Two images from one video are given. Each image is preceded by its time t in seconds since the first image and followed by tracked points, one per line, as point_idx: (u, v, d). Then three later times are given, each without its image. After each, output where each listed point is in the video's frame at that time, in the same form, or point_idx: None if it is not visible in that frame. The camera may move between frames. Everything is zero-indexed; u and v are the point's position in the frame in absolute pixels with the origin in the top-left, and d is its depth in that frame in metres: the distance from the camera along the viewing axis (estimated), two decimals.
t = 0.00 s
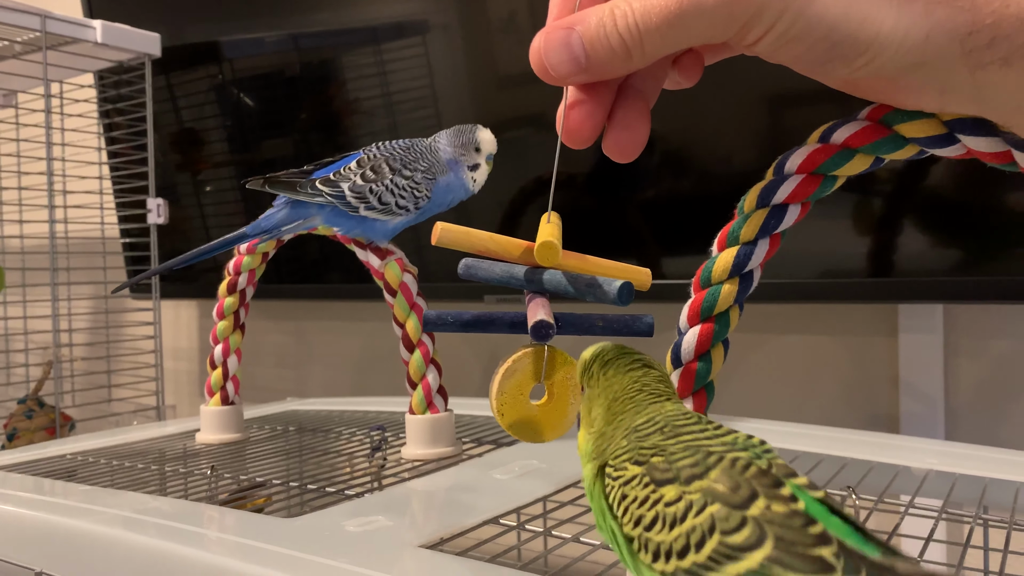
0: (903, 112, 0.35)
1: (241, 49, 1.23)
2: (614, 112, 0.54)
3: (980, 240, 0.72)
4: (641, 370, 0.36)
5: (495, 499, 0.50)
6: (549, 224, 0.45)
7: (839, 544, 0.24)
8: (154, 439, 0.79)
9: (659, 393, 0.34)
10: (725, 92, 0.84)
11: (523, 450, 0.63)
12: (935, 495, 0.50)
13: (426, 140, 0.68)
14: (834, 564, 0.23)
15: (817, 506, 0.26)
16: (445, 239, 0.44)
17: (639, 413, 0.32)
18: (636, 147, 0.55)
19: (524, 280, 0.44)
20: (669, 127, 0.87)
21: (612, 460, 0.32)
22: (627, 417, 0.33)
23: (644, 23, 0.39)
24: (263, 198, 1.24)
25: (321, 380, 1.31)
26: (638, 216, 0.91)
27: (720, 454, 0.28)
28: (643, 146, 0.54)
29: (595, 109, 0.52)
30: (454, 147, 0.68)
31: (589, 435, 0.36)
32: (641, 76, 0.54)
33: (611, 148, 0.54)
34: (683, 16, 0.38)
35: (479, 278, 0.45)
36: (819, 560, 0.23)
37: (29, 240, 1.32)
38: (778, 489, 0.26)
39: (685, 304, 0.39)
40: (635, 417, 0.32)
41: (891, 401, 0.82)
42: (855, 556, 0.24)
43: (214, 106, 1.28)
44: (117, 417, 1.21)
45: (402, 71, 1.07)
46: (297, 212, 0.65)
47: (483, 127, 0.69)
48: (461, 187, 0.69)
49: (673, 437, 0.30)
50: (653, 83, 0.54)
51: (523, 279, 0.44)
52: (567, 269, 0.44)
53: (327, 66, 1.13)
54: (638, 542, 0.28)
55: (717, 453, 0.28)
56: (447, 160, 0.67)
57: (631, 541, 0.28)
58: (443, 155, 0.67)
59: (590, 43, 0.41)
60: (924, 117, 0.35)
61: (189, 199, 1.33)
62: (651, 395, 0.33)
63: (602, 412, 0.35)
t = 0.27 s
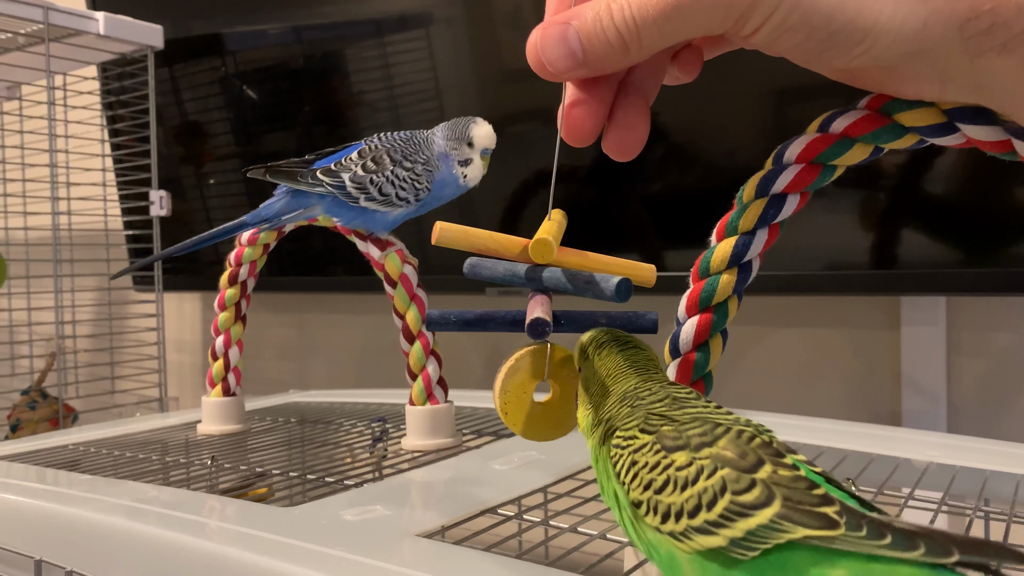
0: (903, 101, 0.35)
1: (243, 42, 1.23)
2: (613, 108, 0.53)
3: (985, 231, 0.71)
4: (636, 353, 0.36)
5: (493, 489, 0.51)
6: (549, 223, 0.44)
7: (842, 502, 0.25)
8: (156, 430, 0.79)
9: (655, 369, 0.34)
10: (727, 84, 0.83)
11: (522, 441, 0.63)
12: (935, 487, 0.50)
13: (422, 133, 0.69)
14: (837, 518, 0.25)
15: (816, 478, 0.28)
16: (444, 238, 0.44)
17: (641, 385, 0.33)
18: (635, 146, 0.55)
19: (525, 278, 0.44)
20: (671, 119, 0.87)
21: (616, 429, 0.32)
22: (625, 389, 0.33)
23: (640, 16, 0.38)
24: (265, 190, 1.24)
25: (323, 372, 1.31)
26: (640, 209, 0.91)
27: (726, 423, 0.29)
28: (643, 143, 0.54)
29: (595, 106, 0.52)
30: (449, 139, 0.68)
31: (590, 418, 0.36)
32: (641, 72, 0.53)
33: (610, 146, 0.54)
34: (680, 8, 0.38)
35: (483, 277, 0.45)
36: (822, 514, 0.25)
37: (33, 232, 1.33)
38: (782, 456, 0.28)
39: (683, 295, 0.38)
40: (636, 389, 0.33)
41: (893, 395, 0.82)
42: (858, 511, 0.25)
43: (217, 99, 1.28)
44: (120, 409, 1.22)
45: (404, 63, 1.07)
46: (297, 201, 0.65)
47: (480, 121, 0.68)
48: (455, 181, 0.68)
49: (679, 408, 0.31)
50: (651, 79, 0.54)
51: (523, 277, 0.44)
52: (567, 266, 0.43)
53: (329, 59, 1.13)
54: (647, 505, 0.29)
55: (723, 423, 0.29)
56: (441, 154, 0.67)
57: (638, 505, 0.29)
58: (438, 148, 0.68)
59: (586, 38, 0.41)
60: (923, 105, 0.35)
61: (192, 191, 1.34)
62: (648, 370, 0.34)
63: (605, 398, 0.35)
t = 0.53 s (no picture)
0: (906, 95, 0.35)
1: (248, 37, 1.23)
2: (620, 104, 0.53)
3: (991, 227, 0.71)
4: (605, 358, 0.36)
5: (496, 484, 0.51)
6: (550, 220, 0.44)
7: (844, 492, 0.26)
8: (161, 425, 0.79)
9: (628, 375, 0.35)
10: (733, 80, 0.83)
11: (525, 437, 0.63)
12: (940, 484, 0.49)
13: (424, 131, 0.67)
14: (842, 508, 0.25)
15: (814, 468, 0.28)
16: (445, 233, 0.45)
17: (622, 396, 0.33)
18: (640, 141, 0.54)
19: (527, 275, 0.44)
20: (676, 115, 0.87)
21: (601, 445, 0.32)
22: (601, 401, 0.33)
23: (644, 9, 0.37)
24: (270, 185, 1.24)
25: (327, 367, 1.32)
26: (644, 205, 0.90)
27: (716, 427, 0.29)
28: (649, 139, 0.54)
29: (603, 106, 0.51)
30: (451, 137, 0.67)
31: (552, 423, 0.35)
32: (647, 68, 0.52)
33: (615, 141, 0.54)
34: None
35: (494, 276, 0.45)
36: (829, 506, 0.25)
37: (38, 227, 1.33)
38: (775, 452, 0.28)
39: (686, 288, 0.38)
40: (615, 401, 0.33)
41: (897, 391, 0.82)
42: (860, 499, 0.25)
43: (221, 94, 1.28)
44: (125, 403, 1.22)
45: (409, 58, 1.07)
46: (297, 196, 0.65)
47: (482, 117, 0.67)
48: (455, 179, 0.67)
49: (666, 416, 0.31)
50: (658, 74, 0.53)
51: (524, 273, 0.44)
52: (568, 261, 0.43)
53: (334, 54, 1.13)
54: (648, 521, 0.28)
55: (712, 426, 0.29)
56: (441, 151, 0.66)
57: (638, 521, 0.29)
58: (438, 146, 0.66)
59: (589, 32, 0.40)
60: (926, 100, 0.35)
61: (196, 187, 1.34)
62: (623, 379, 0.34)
63: (568, 400, 0.34)
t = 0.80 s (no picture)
0: (914, 91, 0.35)
1: (252, 33, 1.22)
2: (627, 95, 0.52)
3: (998, 223, 0.70)
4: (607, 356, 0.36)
5: (500, 481, 0.51)
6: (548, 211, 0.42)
7: (855, 494, 0.26)
8: (165, 421, 0.79)
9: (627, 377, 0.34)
10: (739, 76, 0.82)
11: (529, 433, 0.63)
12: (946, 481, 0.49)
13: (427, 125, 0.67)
14: (855, 510, 0.25)
15: (823, 469, 0.28)
16: (457, 228, 0.45)
17: (623, 400, 0.33)
18: (649, 132, 0.53)
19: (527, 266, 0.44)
20: (682, 111, 0.86)
21: (603, 450, 0.32)
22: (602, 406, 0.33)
23: None
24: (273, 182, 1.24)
25: (330, 364, 1.32)
26: (649, 201, 0.90)
27: (722, 430, 0.29)
28: (657, 130, 0.52)
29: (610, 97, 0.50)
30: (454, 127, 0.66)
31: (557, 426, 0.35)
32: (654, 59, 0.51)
33: (623, 133, 0.52)
34: None
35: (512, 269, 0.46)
36: (841, 508, 0.25)
37: (43, 224, 1.34)
38: (783, 454, 0.28)
39: (692, 285, 0.38)
40: (617, 405, 0.33)
41: (902, 388, 0.82)
42: (872, 501, 0.25)
43: (225, 90, 1.28)
44: (129, 399, 1.23)
45: (413, 54, 1.06)
46: (301, 192, 0.64)
47: (485, 107, 0.65)
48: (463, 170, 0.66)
49: (669, 419, 0.31)
50: (665, 65, 0.52)
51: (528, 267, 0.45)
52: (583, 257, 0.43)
53: (338, 50, 1.13)
54: (656, 527, 0.28)
55: (717, 429, 0.29)
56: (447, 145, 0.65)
57: (645, 528, 0.28)
58: (444, 138, 0.65)
59: (596, 22, 0.39)
60: (935, 96, 0.34)
61: (200, 183, 1.34)
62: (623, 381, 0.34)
63: (570, 399, 0.35)
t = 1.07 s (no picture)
0: (918, 85, 0.34)
1: (253, 32, 1.22)
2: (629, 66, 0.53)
3: (1001, 220, 0.70)
4: (640, 357, 0.36)
5: (502, 479, 0.50)
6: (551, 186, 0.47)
7: (854, 493, 0.25)
8: (167, 419, 0.79)
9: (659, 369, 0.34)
10: (741, 73, 0.82)
11: (531, 431, 0.62)
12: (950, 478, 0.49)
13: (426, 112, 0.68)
14: (849, 508, 0.24)
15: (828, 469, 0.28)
16: (462, 202, 0.49)
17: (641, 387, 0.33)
18: (652, 101, 0.52)
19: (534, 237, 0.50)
20: (684, 108, 0.86)
21: (619, 431, 0.32)
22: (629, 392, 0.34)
23: None
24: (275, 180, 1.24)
25: (332, 362, 1.32)
26: (650, 199, 0.90)
27: (730, 420, 0.29)
28: (660, 97, 0.52)
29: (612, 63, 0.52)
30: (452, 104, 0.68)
31: (586, 406, 0.37)
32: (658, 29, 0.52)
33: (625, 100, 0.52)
34: None
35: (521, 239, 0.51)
36: (834, 505, 0.25)
37: (44, 223, 1.34)
38: (788, 450, 0.28)
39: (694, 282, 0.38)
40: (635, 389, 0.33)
41: (905, 386, 0.81)
42: (870, 501, 0.25)
43: (226, 89, 1.28)
44: (130, 398, 1.23)
45: (414, 53, 1.06)
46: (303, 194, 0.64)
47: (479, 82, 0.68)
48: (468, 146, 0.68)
49: (681, 405, 0.31)
50: (671, 38, 0.52)
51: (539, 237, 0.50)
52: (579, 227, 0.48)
53: (339, 48, 1.13)
54: (655, 509, 0.28)
55: (726, 419, 0.29)
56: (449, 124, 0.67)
57: (645, 509, 0.29)
58: (445, 120, 0.67)
59: None
60: (937, 90, 0.34)
61: (201, 182, 1.34)
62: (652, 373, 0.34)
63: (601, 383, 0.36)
